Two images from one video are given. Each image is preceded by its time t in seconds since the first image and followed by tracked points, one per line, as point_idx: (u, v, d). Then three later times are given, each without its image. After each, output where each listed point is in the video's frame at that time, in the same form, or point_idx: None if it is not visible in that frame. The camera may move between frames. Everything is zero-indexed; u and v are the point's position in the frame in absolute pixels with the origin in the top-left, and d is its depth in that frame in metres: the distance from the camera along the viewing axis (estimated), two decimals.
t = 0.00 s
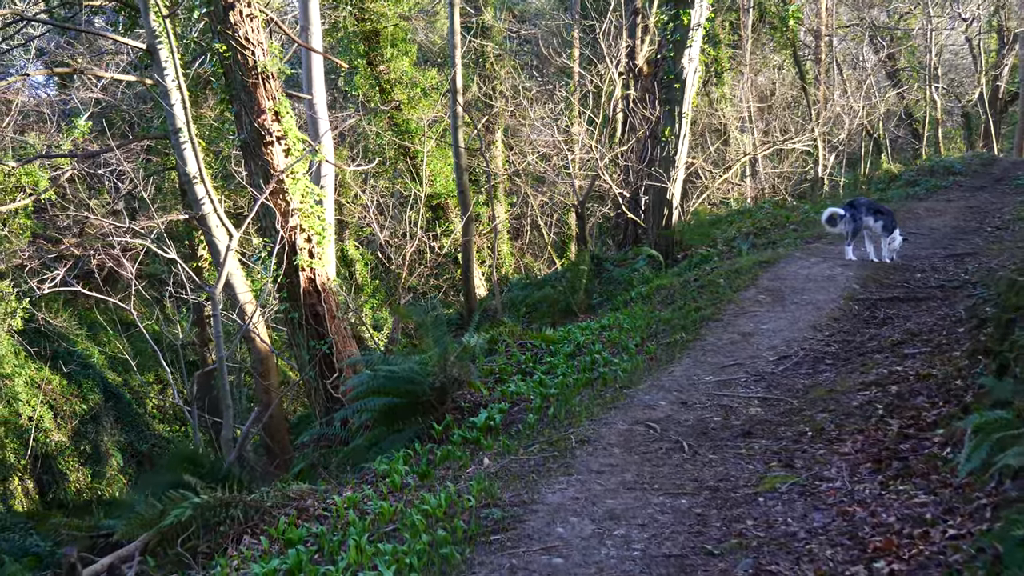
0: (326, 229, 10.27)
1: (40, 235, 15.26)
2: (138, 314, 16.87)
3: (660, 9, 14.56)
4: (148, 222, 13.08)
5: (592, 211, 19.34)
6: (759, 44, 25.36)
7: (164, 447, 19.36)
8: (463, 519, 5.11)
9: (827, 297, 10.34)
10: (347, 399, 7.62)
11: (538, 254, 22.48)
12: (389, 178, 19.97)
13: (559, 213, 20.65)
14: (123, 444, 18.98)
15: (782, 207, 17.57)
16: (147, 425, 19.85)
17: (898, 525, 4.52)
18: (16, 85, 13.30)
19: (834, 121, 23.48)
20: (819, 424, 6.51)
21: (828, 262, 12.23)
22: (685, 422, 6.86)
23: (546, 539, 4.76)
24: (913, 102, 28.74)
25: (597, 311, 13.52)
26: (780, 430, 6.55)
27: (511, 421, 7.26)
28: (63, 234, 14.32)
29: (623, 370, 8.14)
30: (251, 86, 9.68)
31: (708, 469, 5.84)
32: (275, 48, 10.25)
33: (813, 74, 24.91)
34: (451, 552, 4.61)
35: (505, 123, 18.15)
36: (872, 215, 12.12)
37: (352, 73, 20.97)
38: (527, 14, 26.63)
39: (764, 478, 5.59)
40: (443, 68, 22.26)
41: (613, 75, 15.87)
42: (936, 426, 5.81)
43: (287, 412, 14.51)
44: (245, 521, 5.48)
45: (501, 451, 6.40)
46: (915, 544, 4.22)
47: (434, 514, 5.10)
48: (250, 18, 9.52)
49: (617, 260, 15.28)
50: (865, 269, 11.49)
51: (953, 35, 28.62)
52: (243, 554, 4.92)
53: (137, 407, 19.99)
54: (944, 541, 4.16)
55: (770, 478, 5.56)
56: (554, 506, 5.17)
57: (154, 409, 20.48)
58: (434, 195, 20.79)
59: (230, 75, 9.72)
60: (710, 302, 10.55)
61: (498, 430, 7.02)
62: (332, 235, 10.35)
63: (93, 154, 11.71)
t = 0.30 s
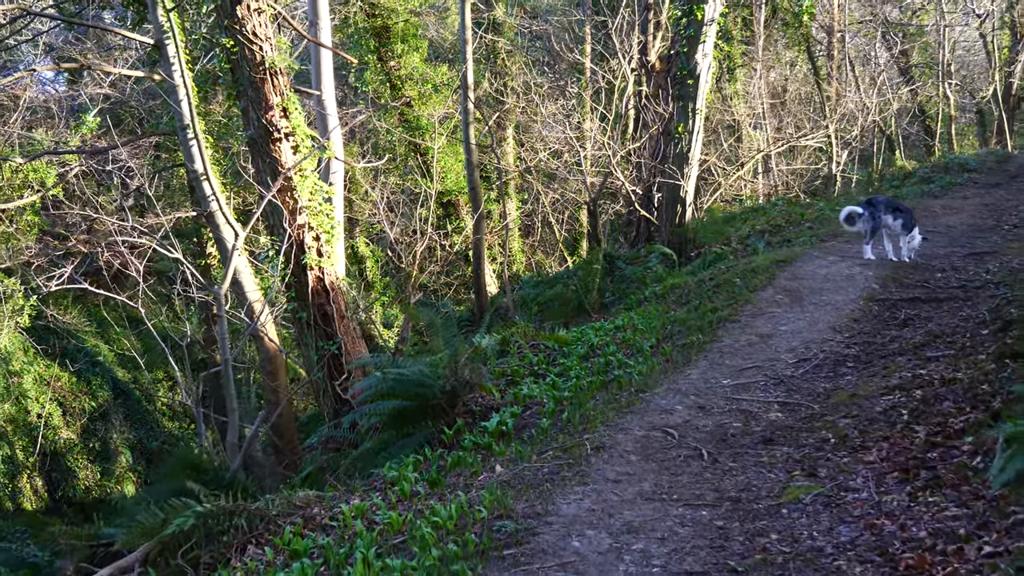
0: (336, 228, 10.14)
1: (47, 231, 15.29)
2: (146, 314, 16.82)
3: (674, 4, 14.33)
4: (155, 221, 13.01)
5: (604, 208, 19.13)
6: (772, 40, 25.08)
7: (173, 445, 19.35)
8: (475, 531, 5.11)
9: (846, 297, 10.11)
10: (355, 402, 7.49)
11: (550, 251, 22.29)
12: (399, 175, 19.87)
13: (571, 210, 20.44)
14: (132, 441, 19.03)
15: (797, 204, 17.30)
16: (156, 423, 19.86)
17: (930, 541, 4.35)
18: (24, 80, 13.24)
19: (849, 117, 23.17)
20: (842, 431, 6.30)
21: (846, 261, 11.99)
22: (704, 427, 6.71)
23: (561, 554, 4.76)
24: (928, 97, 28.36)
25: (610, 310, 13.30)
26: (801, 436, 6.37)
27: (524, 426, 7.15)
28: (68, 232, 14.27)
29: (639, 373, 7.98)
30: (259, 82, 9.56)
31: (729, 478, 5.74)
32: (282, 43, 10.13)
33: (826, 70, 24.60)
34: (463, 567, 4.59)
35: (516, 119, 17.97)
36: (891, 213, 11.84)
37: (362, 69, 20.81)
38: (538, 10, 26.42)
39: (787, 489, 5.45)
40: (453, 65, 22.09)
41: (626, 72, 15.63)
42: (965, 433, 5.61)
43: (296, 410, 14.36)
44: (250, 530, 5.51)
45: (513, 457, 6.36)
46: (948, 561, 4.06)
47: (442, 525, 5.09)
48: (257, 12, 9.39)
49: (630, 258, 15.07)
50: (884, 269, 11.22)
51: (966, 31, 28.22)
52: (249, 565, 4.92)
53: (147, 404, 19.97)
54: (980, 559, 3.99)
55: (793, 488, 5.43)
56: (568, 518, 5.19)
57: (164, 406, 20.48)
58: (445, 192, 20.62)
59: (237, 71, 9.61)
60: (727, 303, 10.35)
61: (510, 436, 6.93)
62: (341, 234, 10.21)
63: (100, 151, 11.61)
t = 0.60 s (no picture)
0: (341, 224, 10.02)
1: (53, 227, 15.28)
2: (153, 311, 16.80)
3: None
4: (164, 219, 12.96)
5: (615, 204, 18.93)
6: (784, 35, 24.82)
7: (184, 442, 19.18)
8: (476, 540, 4.99)
9: (861, 294, 9.89)
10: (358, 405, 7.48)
11: (560, 249, 22.11)
12: (409, 172, 19.79)
13: (582, 206, 20.26)
14: (142, 438, 18.93)
15: (810, 201, 17.05)
16: (167, 421, 19.78)
17: (952, 551, 4.19)
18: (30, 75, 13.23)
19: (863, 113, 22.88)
20: (858, 433, 6.11)
21: (860, 257, 11.76)
22: (715, 429, 6.53)
23: (565, 565, 4.63)
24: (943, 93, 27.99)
25: (620, 307, 13.12)
26: (816, 439, 6.19)
27: (531, 427, 7.03)
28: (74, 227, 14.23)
29: (649, 373, 7.81)
30: (262, 76, 9.46)
31: (741, 482, 5.58)
32: (285, 36, 9.98)
33: (839, 65, 24.32)
34: None
35: (527, 115, 17.81)
36: (906, 209, 11.59)
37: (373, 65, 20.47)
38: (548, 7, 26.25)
39: (801, 494, 5.27)
40: (464, 60, 21.88)
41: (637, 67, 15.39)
42: (987, 436, 5.41)
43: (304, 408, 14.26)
44: (246, 536, 5.44)
45: (519, 460, 6.26)
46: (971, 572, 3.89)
47: (442, 534, 4.98)
48: (260, 4, 9.30)
49: (641, 255, 14.87)
50: (899, 266, 10.99)
51: (980, 27, 27.87)
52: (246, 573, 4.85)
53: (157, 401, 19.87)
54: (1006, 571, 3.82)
55: (807, 494, 5.25)
56: (574, 526, 5.05)
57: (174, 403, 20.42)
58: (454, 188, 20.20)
59: (240, 64, 9.50)
60: (739, 300, 10.16)
61: (516, 437, 6.81)
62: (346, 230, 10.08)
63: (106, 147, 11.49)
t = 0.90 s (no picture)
0: (346, 222, 10.03)
1: (61, 224, 15.24)
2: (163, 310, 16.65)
3: None
4: (170, 216, 12.77)
5: (628, 201, 18.71)
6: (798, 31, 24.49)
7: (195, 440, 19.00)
8: (480, 554, 5.07)
9: (878, 295, 9.67)
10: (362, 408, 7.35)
11: (573, 246, 21.95)
12: (420, 169, 19.63)
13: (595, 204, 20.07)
14: (153, 437, 18.90)
15: (825, 198, 16.80)
16: (179, 418, 19.60)
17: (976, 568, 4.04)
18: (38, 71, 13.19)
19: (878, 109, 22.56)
20: (876, 440, 5.93)
21: (876, 257, 11.53)
22: (728, 436, 6.39)
23: None
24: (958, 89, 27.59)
25: (631, 307, 12.97)
26: (833, 445, 6.03)
27: (539, 432, 7.00)
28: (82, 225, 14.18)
29: (659, 376, 7.68)
30: (267, 72, 9.52)
31: (756, 493, 5.49)
32: (292, 31, 10.01)
33: (853, 62, 24.00)
34: None
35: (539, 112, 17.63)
36: (923, 207, 11.32)
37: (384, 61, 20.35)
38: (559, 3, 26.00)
39: (817, 505, 5.18)
40: (475, 56, 21.69)
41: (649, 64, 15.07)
42: (1011, 444, 5.21)
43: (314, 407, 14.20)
44: (244, 547, 5.64)
45: (526, 468, 6.29)
46: None
47: (445, 548, 5.10)
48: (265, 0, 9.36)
49: (654, 252, 14.68)
50: (916, 265, 10.75)
51: (996, 22, 27.43)
52: None
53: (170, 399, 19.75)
54: None
55: (824, 505, 5.15)
56: (580, 539, 5.13)
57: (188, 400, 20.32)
58: (467, 184, 20.07)
59: (246, 60, 9.59)
60: (753, 301, 9.96)
61: (524, 443, 6.79)
62: (352, 228, 10.09)
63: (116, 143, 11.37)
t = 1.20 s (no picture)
0: (345, 217, 9.84)
1: (57, 220, 15.02)
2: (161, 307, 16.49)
3: None
4: (167, 212, 12.47)
5: (630, 197, 18.52)
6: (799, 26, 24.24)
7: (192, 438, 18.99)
8: (481, 562, 4.91)
9: (887, 291, 9.47)
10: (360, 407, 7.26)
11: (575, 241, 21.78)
12: (421, 164, 19.36)
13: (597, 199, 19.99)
14: (151, 434, 18.90)
15: (828, 193, 16.59)
16: (177, 416, 19.56)
17: None
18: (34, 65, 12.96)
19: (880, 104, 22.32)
20: (890, 441, 5.74)
21: (885, 253, 11.32)
22: (736, 437, 6.22)
23: None
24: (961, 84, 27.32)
25: (634, 304, 12.81)
26: (845, 446, 5.85)
27: (541, 433, 6.84)
28: (78, 221, 13.96)
29: (665, 375, 7.50)
30: (264, 64, 9.35)
31: (767, 497, 5.34)
32: (289, 22, 9.99)
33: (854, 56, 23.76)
34: None
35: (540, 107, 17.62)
36: (931, 202, 11.14)
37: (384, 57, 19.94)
38: None
39: (831, 510, 5.04)
40: (476, 50, 21.44)
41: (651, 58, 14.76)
42: None
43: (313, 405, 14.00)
44: (236, 553, 5.69)
45: (528, 470, 6.14)
46: None
47: (445, 557, 4.94)
48: None
49: (657, 248, 14.42)
50: (925, 261, 10.54)
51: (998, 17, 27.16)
52: None
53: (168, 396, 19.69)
54: None
55: (839, 510, 5.01)
56: (585, 547, 4.98)
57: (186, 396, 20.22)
58: (468, 179, 20.04)
59: (242, 52, 9.42)
60: (760, 297, 9.77)
61: (526, 444, 6.63)
62: (351, 223, 9.90)
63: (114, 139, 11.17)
